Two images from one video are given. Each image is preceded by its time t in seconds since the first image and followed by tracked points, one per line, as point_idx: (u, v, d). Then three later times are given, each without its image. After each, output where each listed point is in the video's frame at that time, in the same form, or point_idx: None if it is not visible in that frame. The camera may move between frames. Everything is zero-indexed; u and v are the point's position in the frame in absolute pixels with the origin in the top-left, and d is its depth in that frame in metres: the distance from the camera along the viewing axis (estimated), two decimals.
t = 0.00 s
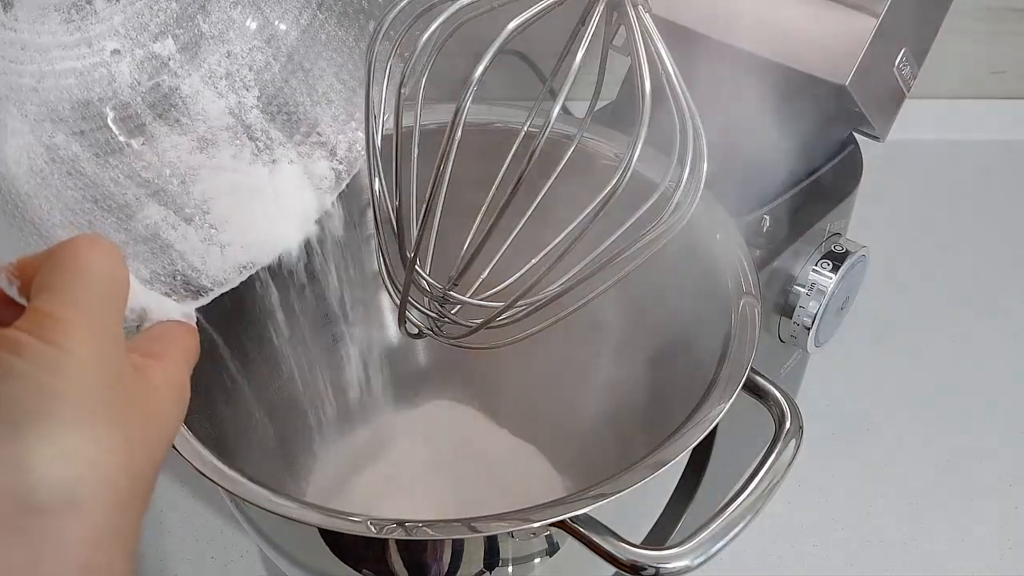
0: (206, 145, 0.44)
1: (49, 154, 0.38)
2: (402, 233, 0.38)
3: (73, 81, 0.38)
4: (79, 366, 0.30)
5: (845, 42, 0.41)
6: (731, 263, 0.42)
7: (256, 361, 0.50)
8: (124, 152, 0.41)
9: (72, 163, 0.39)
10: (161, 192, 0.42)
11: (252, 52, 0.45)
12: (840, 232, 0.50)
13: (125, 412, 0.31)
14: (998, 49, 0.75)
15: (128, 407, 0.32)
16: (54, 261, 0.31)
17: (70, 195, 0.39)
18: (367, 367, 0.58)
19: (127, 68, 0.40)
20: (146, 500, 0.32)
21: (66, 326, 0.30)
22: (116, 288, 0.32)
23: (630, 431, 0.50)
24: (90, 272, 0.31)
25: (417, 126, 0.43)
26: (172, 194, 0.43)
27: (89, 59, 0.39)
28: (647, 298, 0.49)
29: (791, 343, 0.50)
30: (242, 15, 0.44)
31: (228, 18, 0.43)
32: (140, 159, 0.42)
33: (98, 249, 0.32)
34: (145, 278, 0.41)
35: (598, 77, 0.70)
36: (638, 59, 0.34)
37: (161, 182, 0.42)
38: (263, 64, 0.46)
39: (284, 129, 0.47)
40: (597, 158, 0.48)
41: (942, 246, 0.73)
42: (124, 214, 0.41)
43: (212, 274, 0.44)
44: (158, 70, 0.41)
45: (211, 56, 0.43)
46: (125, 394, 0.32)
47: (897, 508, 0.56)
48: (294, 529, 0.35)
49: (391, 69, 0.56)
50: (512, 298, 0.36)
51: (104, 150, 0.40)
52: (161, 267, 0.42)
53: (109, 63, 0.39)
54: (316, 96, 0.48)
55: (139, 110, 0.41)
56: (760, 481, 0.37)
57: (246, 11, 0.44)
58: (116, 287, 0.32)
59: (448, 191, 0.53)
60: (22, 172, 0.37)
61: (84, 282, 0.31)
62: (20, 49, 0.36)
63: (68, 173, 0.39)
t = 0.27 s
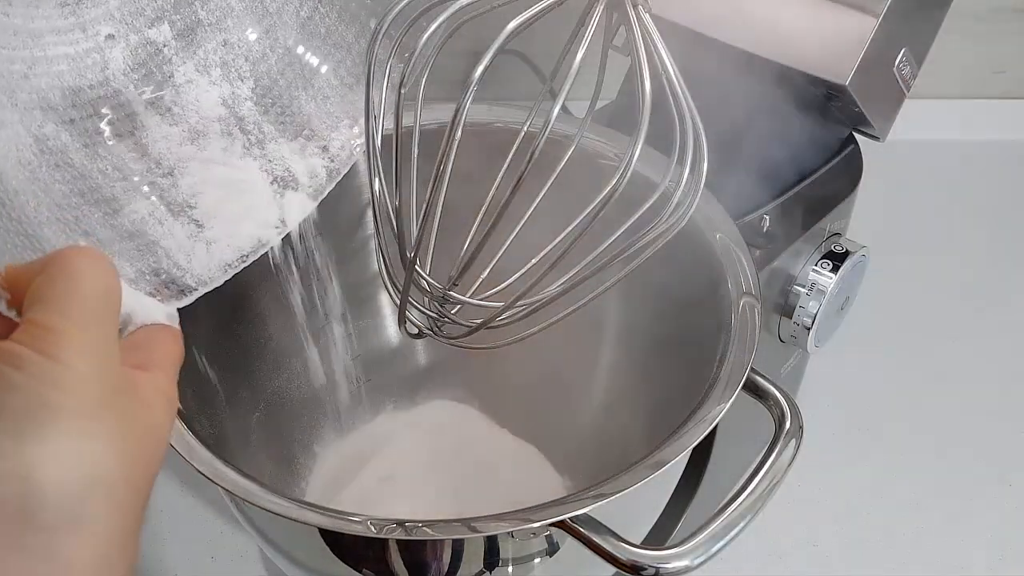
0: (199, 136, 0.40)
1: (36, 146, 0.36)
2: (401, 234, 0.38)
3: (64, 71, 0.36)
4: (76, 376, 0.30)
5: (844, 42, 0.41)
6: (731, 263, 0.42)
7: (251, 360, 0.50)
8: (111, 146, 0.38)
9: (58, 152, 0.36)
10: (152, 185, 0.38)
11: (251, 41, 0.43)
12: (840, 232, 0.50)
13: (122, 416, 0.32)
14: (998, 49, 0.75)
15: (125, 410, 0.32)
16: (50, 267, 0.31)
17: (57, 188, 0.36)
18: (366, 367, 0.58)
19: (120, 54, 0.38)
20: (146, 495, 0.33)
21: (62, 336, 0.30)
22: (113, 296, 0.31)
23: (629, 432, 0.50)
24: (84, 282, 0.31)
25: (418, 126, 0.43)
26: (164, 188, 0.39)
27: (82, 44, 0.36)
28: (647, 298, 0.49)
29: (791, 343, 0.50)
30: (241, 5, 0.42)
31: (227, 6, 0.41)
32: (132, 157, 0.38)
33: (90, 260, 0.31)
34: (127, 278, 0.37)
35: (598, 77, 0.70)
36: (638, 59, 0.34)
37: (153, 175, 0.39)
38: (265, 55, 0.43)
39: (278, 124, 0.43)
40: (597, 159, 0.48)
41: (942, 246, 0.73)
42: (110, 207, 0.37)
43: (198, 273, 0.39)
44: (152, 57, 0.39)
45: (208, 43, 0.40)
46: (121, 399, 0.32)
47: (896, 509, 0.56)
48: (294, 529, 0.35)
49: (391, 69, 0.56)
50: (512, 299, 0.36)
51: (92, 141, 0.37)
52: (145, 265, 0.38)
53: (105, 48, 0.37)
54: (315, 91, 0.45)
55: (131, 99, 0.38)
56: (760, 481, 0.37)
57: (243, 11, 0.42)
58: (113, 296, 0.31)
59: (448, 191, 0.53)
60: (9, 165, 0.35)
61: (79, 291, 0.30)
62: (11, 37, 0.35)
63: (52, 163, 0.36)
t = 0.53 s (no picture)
0: (176, 130, 0.42)
1: (13, 140, 0.36)
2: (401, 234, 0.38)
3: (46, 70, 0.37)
4: (59, 382, 0.30)
5: (844, 41, 0.41)
6: (731, 263, 0.42)
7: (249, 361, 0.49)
8: (89, 138, 0.39)
9: (34, 147, 0.37)
10: (128, 178, 0.40)
11: (232, 35, 0.44)
12: (840, 232, 0.50)
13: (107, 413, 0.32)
14: (999, 49, 0.75)
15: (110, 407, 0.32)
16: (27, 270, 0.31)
17: (34, 184, 0.37)
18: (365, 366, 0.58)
19: (103, 46, 0.38)
20: (136, 491, 0.33)
21: (42, 339, 0.30)
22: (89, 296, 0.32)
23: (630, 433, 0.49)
24: (61, 285, 0.31)
25: (418, 126, 0.43)
26: (140, 185, 0.41)
27: (62, 34, 0.37)
28: (647, 298, 0.49)
29: (791, 343, 0.49)
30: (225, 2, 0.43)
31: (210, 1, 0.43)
32: (109, 147, 0.40)
33: (66, 264, 0.31)
34: (101, 274, 0.40)
35: (598, 77, 0.70)
36: (639, 59, 0.34)
37: (127, 171, 0.40)
38: (249, 49, 0.45)
39: (258, 120, 0.45)
40: (597, 159, 0.48)
41: (942, 246, 0.73)
42: (87, 203, 0.39)
43: (173, 270, 0.42)
44: (133, 49, 0.40)
45: (191, 36, 0.42)
46: (106, 400, 0.32)
47: (897, 509, 0.56)
48: (294, 529, 0.35)
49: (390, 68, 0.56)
50: (512, 299, 0.36)
51: (70, 133, 0.38)
52: (121, 262, 0.40)
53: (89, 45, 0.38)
54: (303, 91, 0.47)
55: (111, 94, 0.39)
56: (760, 481, 0.37)
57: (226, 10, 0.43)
58: (89, 297, 0.31)
59: (448, 190, 0.53)
60: None
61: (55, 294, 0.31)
62: None
63: (27, 158, 0.37)
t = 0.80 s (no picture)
0: (162, 125, 0.35)
1: None
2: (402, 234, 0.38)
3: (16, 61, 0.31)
4: (39, 392, 0.28)
5: (844, 41, 0.41)
6: (731, 263, 0.42)
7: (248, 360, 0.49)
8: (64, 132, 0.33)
9: (13, 140, 0.32)
10: (105, 172, 0.34)
11: (217, 26, 0.36)
12: (840, 232, 0.51)
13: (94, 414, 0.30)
14: (998, 49, 0.75)
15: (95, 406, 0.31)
16: None
17: (9, 175, 0.32)
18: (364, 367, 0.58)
19: (84, 36, 0.32)
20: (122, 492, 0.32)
21: (17, 345, 0.28)
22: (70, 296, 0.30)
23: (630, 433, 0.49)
24: (37, 287, 0.29)
25: (418, 126, 0.43)
26: (122, 180, 0.34)
27: (41, 25, 0.31)
28: (647, 298, 0.49)
29: (791, 343, 0.49)
30: None
31: None
32: (86, 141, 0.33)
33: (44, 265, 0.29)
34: (73, 272, 0.34)
35: (598, 77, 0.70)
36: (639, 59, 0.34)
37: (109, 163, 0.34)
38: (235, 39, 0.37)
39: (253, 112, 0.37)
40: (597, 159, 0.48)
41: (942, 245, 0.73)
42: (66, 196, 0.33)
43: (154, 266, 0.35)
44: (116, 40, 0.33)
45: (176, 22, 0.35)
46: (89, 402, 0.30)
47: (897, 509, 0.56)
48: (294, 528, 0.35)
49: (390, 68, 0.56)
50: (512, 299, 0.36)
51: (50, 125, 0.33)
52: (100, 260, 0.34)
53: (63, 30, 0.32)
54: (291, 87, 0.39)
55: (91, 83, 0.33)
56: (760, 481, 0.37)
57: None
58: (70, 297, 0.30)
59: (448, 190, 0.53)
60: None
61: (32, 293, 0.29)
62: None
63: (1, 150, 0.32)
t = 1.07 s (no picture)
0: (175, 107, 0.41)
1: (14, 116, 0.35)
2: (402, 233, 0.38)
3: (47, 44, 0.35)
4: (74, 345, 0.30)
5: (844, 41, 0.41)
6: (731, 263, 0.42)
7: (247, 361, 0.49)
8: (87, 114, 0.37)
9: (39, 124, 0.36)
10: (129, 153, 0.39)
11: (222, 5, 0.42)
12: (840, 232, 0.50)
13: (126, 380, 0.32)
14: (998, 49, 0.75)
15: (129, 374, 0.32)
16: (31, 243, 0.32)
17: (38, 159, 0.36)
18: (365, 366, 0.58)
19: (101, 20, 0.37)
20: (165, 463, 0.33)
21: (53, 307, 0.31)
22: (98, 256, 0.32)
23: (630, 432, 0.49)
24: (68, 251, 0.31)
25: (418, 126, 0.43)
26: (142, 158, 0.40)
27: (60, 9, 0.35)
28: (648, 297, 0.49)
29: (791, 343, 0.49)
30: None
31: None
32: (113, 124, 0.39)
33: (76, 235, 0.32)
34: (104, 250, 0.38)
35: (598, 77, 0.70)
36: (639, 60, 0.34)
37: (132, 143, 0.39)
38: (245, 20, 0.44)
39: (261, 88, 0.44)
40: (597, 159, 0.48)
41: (942, 246, 0.73)
42: (92, 177, 0.38)
43: (172, 243, 0.40)
44: (133, 21, 0.38)
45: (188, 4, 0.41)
46: (122, 364, 0.32)
47: (897, 509, 0.56)
48: (294, 529, 0.35)
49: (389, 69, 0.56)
50: (512, 299, 0.36)
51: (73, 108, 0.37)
52: (126, 237, 0.39)
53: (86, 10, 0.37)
54: (302, 61, 0.46)
55: (110, 67, 0.38)
56: (760, 481, 0.37)
57: None
58: (99, 259, 0.32)
59: (448, 190, 0.53)
60: None
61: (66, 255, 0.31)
62: None
63: (29, 133, 0.36)
